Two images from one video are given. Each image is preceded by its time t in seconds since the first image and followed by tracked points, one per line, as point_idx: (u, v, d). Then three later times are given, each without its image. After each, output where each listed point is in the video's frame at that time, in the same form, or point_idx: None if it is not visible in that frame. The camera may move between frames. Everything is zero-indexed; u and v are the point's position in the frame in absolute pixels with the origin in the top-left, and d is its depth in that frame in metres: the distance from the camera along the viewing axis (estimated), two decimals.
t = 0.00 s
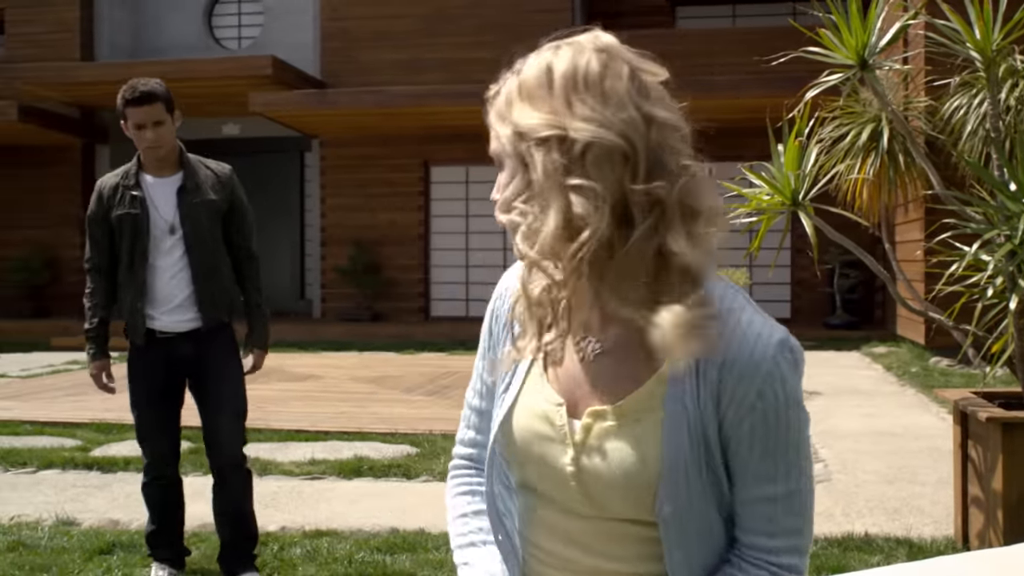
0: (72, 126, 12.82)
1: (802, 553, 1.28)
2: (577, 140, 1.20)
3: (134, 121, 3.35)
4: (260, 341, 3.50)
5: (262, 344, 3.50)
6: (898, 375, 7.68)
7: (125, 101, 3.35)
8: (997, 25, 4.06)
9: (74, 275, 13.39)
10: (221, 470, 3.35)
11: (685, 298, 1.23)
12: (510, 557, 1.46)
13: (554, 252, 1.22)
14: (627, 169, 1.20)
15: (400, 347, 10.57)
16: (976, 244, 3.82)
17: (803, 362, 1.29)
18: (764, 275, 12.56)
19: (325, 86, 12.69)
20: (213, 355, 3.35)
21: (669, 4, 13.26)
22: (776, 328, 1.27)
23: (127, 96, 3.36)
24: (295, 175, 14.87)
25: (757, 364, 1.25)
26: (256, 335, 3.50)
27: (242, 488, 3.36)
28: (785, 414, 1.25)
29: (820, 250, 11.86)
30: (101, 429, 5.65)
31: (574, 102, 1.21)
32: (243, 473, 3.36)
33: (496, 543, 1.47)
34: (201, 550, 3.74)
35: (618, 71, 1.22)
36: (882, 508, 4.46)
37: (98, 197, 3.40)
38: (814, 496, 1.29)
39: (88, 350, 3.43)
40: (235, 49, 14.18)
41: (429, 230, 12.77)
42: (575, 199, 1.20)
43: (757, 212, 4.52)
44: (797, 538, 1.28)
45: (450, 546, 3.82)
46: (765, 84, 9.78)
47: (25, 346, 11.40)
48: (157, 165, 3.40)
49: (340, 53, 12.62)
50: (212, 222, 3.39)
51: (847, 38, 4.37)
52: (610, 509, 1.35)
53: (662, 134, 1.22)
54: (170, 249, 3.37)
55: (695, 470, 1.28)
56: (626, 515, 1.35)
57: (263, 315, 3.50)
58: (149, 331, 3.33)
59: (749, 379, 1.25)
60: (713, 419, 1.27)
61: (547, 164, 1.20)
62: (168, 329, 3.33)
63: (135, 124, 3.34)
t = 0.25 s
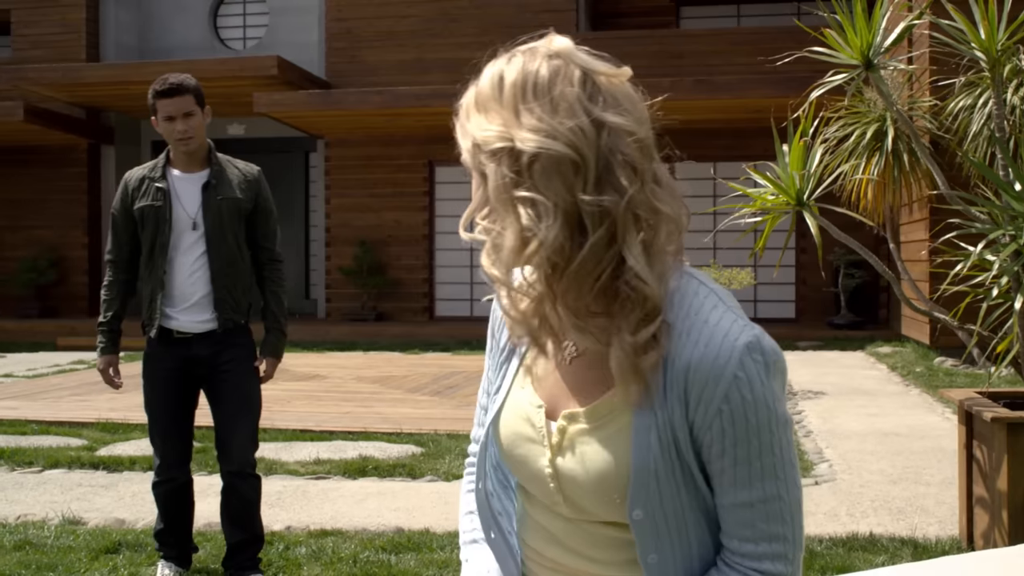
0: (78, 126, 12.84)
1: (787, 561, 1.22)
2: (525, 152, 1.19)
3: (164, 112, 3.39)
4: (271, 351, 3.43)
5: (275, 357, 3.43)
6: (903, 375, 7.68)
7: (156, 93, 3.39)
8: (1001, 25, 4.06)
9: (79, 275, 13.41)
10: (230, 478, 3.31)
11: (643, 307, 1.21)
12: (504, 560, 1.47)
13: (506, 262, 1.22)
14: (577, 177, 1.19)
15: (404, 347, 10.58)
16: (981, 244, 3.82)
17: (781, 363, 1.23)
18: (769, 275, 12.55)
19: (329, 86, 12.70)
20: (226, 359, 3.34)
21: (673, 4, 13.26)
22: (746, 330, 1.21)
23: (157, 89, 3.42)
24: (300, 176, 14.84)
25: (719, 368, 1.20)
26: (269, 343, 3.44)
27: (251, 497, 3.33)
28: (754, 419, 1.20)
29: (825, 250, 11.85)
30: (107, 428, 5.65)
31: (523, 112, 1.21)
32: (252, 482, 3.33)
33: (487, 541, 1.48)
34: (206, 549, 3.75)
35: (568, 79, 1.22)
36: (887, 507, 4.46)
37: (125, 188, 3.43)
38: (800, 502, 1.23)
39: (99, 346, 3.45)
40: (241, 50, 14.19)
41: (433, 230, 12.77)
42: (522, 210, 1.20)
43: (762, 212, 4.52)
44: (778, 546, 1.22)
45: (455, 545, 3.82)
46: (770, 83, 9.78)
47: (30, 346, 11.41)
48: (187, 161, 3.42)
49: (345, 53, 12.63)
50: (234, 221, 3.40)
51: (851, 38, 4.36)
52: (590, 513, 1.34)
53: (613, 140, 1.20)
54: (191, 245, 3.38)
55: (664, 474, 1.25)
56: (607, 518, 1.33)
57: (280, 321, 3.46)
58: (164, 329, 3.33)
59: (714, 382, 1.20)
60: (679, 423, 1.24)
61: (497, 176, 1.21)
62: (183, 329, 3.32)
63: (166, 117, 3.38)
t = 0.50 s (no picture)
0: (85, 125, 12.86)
1: (774, 567, 1.12)
2: (482, 156, 1.14)
3: (194, 107, 3.39)
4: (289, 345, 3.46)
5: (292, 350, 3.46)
6: (910, 374, 7.67)
7: (186, 88, 3.40)
8: (1010, 23, 4.05)
9: (86, 273, 13.44)
10: (244, 476, 3.31)
11: (607, 311, 1.14)
12: (503, 558, 1.44)
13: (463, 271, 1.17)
14: (537, 181, 1.12)
15: (410, 345, 10.59)
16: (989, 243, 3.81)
17: (755, 360, 1.12)
18: (776, 273, 12.54)
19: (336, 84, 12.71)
20: (247, 358, 3.33)
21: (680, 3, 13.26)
22: (714, 325, 1.11)
23: (187, 84, 3.42)
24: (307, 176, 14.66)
25: (684, 369, 1.10)
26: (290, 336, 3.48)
27: (263, 496, 3.33)
28: (723, 420, 1.10)
29: (832, 248, 11.84)
30: (115, 426, 5.67)
31: (480, 115, 1.15)
32: (265, 482, 3.33)
33: (483, 538, 1.46)
34: (213, 547, 3.76)
35: (527, 80, 1.16)
36: (894, 506, 4.46)
37: (153, 181, 3.43)
38: (784, 505, 1.13)
39: (130, 334, 3.40)
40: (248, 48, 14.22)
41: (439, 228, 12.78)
42: (479, 213, 1.14)
43: (770, 210, 4.52)
44: (762, 551, 1.11)
45: (461, 544, 3.82)
46: (777, 82, 9.78)
47: (37, 344, 11.44)
48: (215, 157, 3.43)
49: (352, 51, 12.64)
50: (263, 218, 3.41)
51: (858, 36, 4.36)
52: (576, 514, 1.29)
53: (573, 141, 1.13)
54: (218, 241, 3.38)
55: (636, 479, 1.18)
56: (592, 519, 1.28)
57: (304, 316, 3.49)
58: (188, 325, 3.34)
59: (678, 382, 1.11)
60: (647, 429, 1.16)
61: (456, 180, 1.16)
62: (207, 325, 3.32)
63: (194, 112, 3.39)
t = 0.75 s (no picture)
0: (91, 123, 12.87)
1: None
2: (454, 164, 1.14)
3: (220, 103, 3.39)
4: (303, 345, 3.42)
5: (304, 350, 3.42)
6: (917, 372, 7.66)
7: (214, 84, 3.39)
8: (1018, 21, 4.03)
9: (92, 271, 13.45)
10: (255, 476, 3.30)
11: (578, 317, 1.13)
12: (503, 559, 1.45)
13: (436, 282, 1.17)
14: (507, 188, 1.13)
15: (416, 343, 10.59)
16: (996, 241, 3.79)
17: (734, 362, 1.07)
18: (783, 271, 12.52)
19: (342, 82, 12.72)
20: (264, 358, 3.33)
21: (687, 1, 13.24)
22: (686, 325, 1.07)
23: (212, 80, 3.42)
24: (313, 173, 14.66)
25: (652, 371, 1.06)
26: (304, 336, 3.44)
27: (273, 497, 3.33)
28: (694, 424, 1.05)
29: (839, 246, 11.84)
30: (121, 424, 5.67)
31: (451, 122, 1.15)
32: (276, 483, 3.33)
33: (483, 538, 1.47)
34: (219, 545, 3.76)
35: (498, 85, 1.15)
36: (901, 505, 4.45)
37: (177, 175, 3.41)
38: (767, 516, 1.06)
39: (158, 329, 3.29)
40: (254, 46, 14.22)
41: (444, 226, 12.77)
42: (452, 222, 1.16)
43: (777, 208, 4.51)
44: (741, 564, 1.05)
45: (468, 542, 3.82)
46: (784, 79, 9.76)
47: (43, 341, 11.45)
48: (240, 155, 3.42)
49: (358, 49, 12.64)
50: (285, 219, 3.41)
51: (866, 33, 4.35)
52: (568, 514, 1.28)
53: (542, 146, 1.13)
54: (240, 239, 3.37)
55: (619, 483, 1.15)
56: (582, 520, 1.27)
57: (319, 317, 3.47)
58: (205, 321, 3.32)
59: (651, 385, 1.07)
60: (624, 432, 1.13)
61: (430, 189, 1.17)
62: (225, 322, 3.31)
63: (220, 109, 3.38)
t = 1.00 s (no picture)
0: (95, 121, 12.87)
1: None
2: (447, 167, 1.14)
3: (233, 99, 3.39)
4: (304, 345, 3.36)
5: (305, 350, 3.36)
6: (923, 371, 7.64)
7: (228, 80, 3.41)
8: None
9: (97, 270, 13.46)
10: (257, 475, 3.28)
11: (576, 317, 1.13)
12: (506, 555, 1.44)
13: (433, 284, 1.17)
14: (499, 191, 1.13)
15: (420, 342, 10.59)
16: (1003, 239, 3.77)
17: (725, 368, 1.06)
18: (789, 270, 12.49)
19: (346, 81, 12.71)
20: (268, 356, 3.32)
21: None
22: (681, 326, 1.06)
23: (227, 76, 3.44)
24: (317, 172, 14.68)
25: (642, 369, 1.06)
26: (304, 336, 3.37)
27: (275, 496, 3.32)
28: (671, 426, 1.05)
29: (845, 245, 11.82)
30: (125, 422, 5.67)
31: (444, 125, 1.15)
32: (278, 482, 3.32)
33: (487, 536, 1.46)
34: (224, 544, 3.76)
35: (489, 86, 1.15)
36: (907, 504, 4.44)
37: (188, 172, 3.41)
38: (733, 529, 1.04)
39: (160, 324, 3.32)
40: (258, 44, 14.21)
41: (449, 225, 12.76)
42: (446, 224, 1.16)
43: (783, 206, 4.50)
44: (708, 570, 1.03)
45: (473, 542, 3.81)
46: (790, 77, 9.75)
47: (48, 340, 11.45)
48: (252, 152, 3.41)
49: (362, 47, 12.63)
50: (293, 220, 3.40)
51: (872, 31, 4.33)
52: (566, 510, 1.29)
53: (534, 147, 1.13)
54: (247, 238, 3.37)
55: (617, 482, 1.16)
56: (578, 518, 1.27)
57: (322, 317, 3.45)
58: (210, 318, 3.30)
59: (637, 385, 1.07)
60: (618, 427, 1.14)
61: (425, 193, 1.17)
62: (230, 318, 3.30)
63: (234, 104, 3.39)
